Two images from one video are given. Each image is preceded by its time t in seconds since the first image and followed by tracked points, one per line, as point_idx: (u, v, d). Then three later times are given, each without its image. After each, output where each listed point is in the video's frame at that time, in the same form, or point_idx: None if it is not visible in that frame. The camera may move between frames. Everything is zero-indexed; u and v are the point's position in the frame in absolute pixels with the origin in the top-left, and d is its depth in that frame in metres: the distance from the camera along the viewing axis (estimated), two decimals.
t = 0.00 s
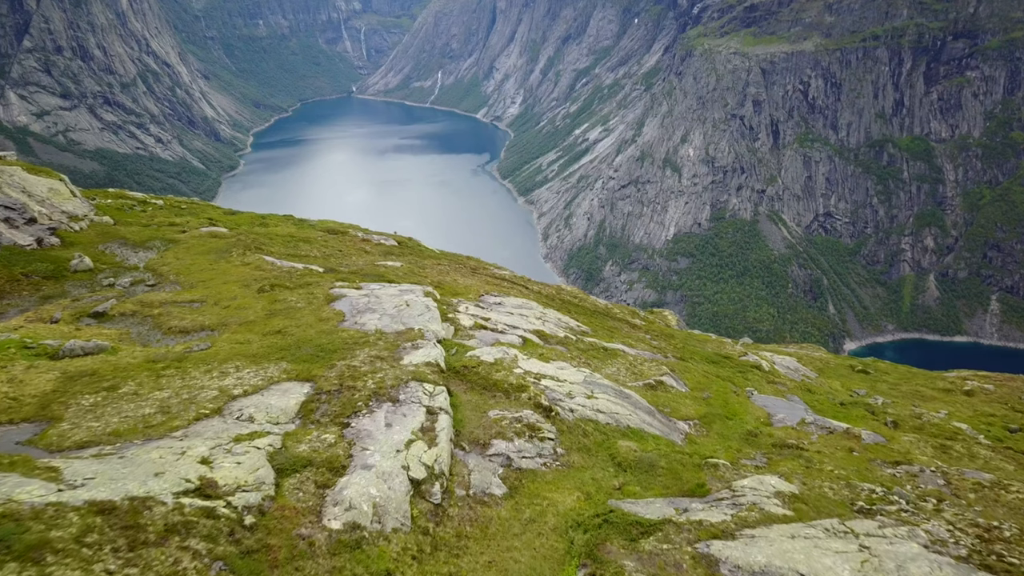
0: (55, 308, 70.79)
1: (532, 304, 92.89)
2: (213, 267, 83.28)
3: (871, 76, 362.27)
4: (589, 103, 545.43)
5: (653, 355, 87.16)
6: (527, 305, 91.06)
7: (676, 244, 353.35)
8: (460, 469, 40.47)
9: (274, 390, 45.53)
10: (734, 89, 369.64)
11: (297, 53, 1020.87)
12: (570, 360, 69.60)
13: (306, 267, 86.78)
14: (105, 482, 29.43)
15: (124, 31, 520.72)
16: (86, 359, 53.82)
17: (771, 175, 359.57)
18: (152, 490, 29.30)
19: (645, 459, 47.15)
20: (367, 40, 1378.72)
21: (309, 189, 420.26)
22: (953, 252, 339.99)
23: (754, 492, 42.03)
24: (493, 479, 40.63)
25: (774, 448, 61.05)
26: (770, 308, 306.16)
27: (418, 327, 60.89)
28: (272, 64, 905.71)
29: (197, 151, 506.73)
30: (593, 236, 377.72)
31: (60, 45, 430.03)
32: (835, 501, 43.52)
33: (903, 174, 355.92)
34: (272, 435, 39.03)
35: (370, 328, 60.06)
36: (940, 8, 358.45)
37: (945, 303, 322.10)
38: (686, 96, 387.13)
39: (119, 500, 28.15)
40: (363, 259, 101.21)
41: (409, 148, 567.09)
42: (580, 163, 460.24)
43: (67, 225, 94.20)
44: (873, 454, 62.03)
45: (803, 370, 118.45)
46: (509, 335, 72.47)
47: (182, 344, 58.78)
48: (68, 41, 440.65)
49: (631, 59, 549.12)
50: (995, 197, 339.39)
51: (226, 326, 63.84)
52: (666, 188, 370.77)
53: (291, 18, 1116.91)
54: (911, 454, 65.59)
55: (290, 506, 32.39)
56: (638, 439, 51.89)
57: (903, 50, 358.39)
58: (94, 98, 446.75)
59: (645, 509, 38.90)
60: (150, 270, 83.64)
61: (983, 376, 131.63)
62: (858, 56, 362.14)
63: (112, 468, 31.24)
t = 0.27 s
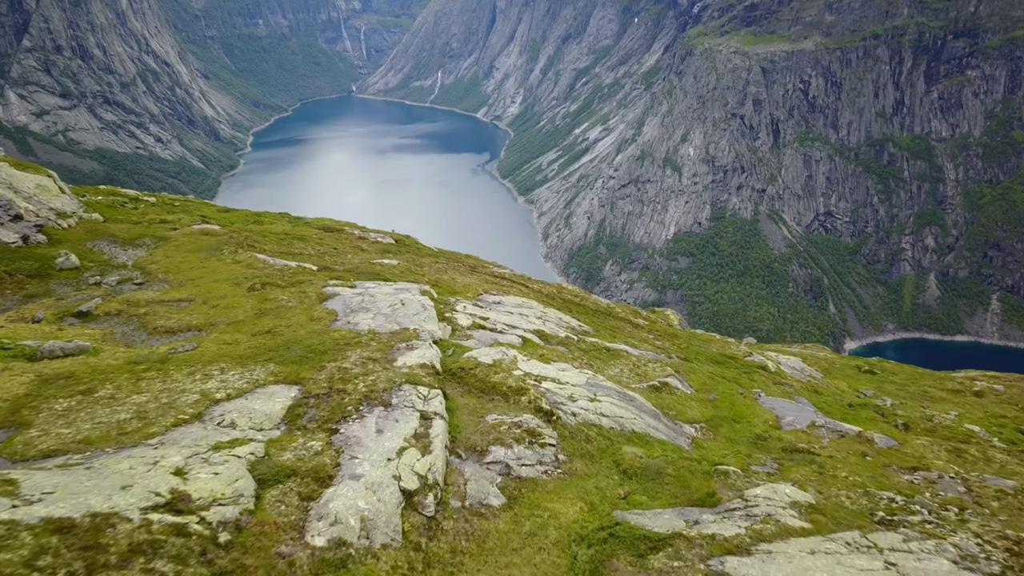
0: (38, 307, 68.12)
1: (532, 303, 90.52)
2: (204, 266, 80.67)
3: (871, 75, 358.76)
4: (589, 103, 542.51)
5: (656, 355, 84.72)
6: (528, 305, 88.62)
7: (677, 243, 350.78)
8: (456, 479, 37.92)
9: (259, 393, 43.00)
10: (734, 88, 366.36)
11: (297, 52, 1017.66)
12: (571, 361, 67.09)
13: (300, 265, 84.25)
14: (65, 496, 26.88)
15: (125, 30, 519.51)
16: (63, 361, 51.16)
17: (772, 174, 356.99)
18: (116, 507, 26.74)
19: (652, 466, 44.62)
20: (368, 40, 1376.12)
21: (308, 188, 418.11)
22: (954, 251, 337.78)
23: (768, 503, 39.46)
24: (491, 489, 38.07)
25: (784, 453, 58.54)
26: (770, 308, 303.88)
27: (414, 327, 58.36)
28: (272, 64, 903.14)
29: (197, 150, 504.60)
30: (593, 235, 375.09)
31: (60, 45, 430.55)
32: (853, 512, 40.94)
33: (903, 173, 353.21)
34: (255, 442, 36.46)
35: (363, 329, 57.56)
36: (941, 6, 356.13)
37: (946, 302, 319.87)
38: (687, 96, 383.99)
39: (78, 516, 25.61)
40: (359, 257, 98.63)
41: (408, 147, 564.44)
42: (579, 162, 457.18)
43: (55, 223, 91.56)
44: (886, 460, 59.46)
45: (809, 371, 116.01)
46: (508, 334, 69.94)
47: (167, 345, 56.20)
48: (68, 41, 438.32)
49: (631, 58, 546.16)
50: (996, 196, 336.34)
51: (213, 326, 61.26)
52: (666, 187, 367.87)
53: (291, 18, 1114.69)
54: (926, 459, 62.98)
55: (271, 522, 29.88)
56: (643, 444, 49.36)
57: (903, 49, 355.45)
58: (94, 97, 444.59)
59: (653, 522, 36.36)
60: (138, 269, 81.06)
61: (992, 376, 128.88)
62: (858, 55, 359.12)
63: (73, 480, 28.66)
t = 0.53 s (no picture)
0: (17, 307, 65.35)
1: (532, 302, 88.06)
2: (192, 263, 78.00)
3: (871, 75, 354.95)
4: (589, 102, 539.34)
5: (660, 356, 82.12)
6: (528, 304, 86.06)
7: (677, 242, 348.05)
8: (450, 491, 35.21)
9: (242, 397, 40.35)
10: (734, 88, 362.96)
11: (297, 52, 1015.81)
12: (571, 362, 64.44)
13: (292, 263, 81.58)
14: (14, 515, 24.22)
15: (124, 30, 516.49)
16: (37, 363, 48.45)
17: (772, 173, 354.02)
18: (70, 528, 24.09)
19: (660, 475, 41.95)
20: (367, 40, 1373.18)
21: (309, 188, 416.07)
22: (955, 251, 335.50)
23: (785, 516, 36.75)
24: (488, 501, 35.42)
25: (796, 459, 55.89)
26: (770, 307, 301.50)
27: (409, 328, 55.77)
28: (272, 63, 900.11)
29: (196, 150, 501.19)
30: (593, 235, 372.31)
31: (59, 44, 424.49)
32: (876, 524, 38.24)
33: (903, 173, 349.96)
34: (234, 451, 33.74)
35: (355, 329, 54.90)
36: (941, 6, 353.64)
37: (946, 301, 317.40)
38: (687, 95, 380.63)
39: (26, 539, 22.98)
40: (354, 255, 95.98)
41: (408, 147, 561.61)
42: (579, 162, 454.28)
43: (40, 220, 88.77)
44: (902, 466, 56.67)
45: (815, 372, 113.39)
46: (506, 335, 67.29)
47: (149, 346, 53.49)
48: (67, 40, 434.79)
49: (631, 58, 543.45)
50: (996, 195, 332.74)
51: (199, 326, 58.61)
52: (666, 186, 365.09)
53: (291, 18, 1111.62)
54: (944, 464, 60.27)
55: (246, 541, 27.23)
56: (650, 451, 46.68)
57: (904, 49, 351.57)
58: (93, 97, 440.89)
59: (663, 538, 33.64)
60: (125, 267, 78.36)
61: (1001, 378, 126.21)
62: (859, 55, 355.20)
63: (27, 497, 25.98)
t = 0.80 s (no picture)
0: None
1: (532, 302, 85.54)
2: (179, 262, 75.20)
3: (872, 74, 351.70)
4: (589, 102, 536.16)
5: (665, 358, 79.33)
6: (529, 304, 83.33)
7: (677, 242, 345.07)
8: (442, 507, 32.37)
9: (220, 404, 37.55)
10: (734, 87, 359.48)
11: (297, 52, 1011.72)
12: (571, 363, 61.71)
13: (283, 261, 78.75)
14: None
15: (124, 30, 512.80)
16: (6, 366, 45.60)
17: (772, 173, 350.89)
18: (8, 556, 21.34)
19: (668, 486, 39.14)
20: (367, 39, 1369.76)
21: (309, 188, 413.27)
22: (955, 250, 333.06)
23: (805, 532, 33.80)
24: (484, 518, 32.59)
25: (811, 467, 53.05)
26: (770, 307, 298.99)
27: (405, 328, 52.98)
28: (272, 63, 897.21)
29: (196, 150, 497.53)
30: (593, 234, 369.27)
31: (58, 44, 421.63)
32: (902, 542, 35.40)
33: (903, 172, 346.61)
34: (206, 464, 30.92)
35: (345, 330, 52.11)
36: (942, 5, 350.55)
37: (947, 301, 314.77)
38: (687, 95, 377.15)
39: None
40: (348, 253, 93.17)
41: (407, 146, 558.49)
42: (579, 161, 451.12)
43: (24, 217, 86.01)
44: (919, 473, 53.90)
45: (822, 373, 110.48)
46: (506, 335, 64.64)
47: (128, 348, 50.68)
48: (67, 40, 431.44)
49: (631, 57, 540.41)
50: (996, 195, 329.75)
51: (182, 327, 55.82)
52: (666, 186, 361.76)
53: (291, 17, 1108.58)
54: (963, 471, 57.41)
55: (212, 566, 24.47)
56: (657, 460, 43.96)
57: (904, 48, 348.24)
58: (93, 97, 437.26)
59: (672, 559, 30.79)
60: (109, 266, 75.56)
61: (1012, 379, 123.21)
62: (859, 54, 351.59)
63: None
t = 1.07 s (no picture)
0: None
1: (532, 301, 82.67)
2: (165, 260, 72.26)
3: (872, 74, 347.60)
4: (589, 101, 532.85)
5: (669, 360, 76.39)
6: (528, 303, 80.44)
7: (677, 242, 342.11)
8: (432, 527, 29.42)
9: (193, 413, 34.60)
10: (734, 87, 355.40)
11: (296, 52, 1009.11)
12: (570, 366, 58.78)
13: (273, 259, 75.76)
14: None
15: (123, 29, 502.29)
16: None
17: (772, 173, 347.57)
18: None
19: (678, 501, 36.22)
20: (367, 39, 1367.04)
21: (309, 188, 410.05)
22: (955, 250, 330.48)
23: (829, 553, 30.77)
24: (479, 539, 29.65)
25: (825, 477, 50.17)
26: (770, 307, 296.86)
27: (397, 329, 50.04)
28: (271, 62, 894.54)
29: (195, 149, 494.69)
30: (593, 234, 366.19)
31: (57, 44, 418.20)
32: (933, 565, 32.42)
33: (904, 172, 343.40)
34: (170, 482, 27.93)
35: (333, 332, 49.20)
36: (942, 5, 347.28)
37: (947, 300, 312.14)
38: (686, 94, 372.95)
39: None
40: (341, 251, 90.16)
41: (406, 146, 555.33)
42: (579, 161, 447.93)
43: (7, 214, 83.04)
44: (939, 484, 50.96)
45: (829, 375, 107.63)
46: (503, 336, 61.72)
47: (103, 351, 47.75)
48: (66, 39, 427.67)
49: (631, 57, 537.14)
50: (996, 195, 326.90)
51: (162, 328, 52.97)
52: (666, 185, 358.20)
53: (291, 17, 1105.76)
54: (985, 480, 54.51)
55: None
56: (665, 472, 41.10)
57: (904, 47, 344.86)
58: (92, 96, 433.69)
59: None
60: (92, 264, 72.53)
61: None
62: (859, 54, 347.68)
63: None
